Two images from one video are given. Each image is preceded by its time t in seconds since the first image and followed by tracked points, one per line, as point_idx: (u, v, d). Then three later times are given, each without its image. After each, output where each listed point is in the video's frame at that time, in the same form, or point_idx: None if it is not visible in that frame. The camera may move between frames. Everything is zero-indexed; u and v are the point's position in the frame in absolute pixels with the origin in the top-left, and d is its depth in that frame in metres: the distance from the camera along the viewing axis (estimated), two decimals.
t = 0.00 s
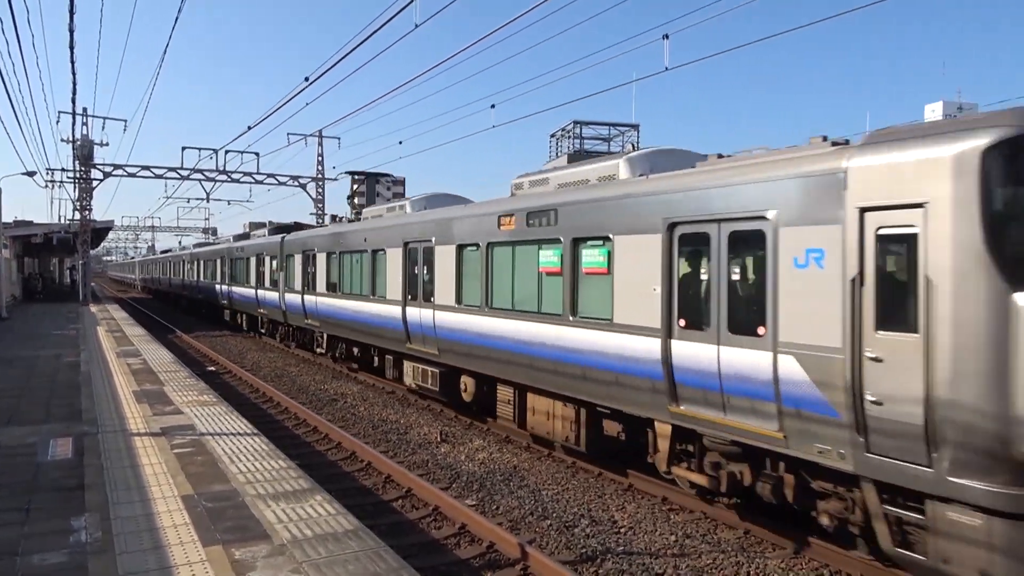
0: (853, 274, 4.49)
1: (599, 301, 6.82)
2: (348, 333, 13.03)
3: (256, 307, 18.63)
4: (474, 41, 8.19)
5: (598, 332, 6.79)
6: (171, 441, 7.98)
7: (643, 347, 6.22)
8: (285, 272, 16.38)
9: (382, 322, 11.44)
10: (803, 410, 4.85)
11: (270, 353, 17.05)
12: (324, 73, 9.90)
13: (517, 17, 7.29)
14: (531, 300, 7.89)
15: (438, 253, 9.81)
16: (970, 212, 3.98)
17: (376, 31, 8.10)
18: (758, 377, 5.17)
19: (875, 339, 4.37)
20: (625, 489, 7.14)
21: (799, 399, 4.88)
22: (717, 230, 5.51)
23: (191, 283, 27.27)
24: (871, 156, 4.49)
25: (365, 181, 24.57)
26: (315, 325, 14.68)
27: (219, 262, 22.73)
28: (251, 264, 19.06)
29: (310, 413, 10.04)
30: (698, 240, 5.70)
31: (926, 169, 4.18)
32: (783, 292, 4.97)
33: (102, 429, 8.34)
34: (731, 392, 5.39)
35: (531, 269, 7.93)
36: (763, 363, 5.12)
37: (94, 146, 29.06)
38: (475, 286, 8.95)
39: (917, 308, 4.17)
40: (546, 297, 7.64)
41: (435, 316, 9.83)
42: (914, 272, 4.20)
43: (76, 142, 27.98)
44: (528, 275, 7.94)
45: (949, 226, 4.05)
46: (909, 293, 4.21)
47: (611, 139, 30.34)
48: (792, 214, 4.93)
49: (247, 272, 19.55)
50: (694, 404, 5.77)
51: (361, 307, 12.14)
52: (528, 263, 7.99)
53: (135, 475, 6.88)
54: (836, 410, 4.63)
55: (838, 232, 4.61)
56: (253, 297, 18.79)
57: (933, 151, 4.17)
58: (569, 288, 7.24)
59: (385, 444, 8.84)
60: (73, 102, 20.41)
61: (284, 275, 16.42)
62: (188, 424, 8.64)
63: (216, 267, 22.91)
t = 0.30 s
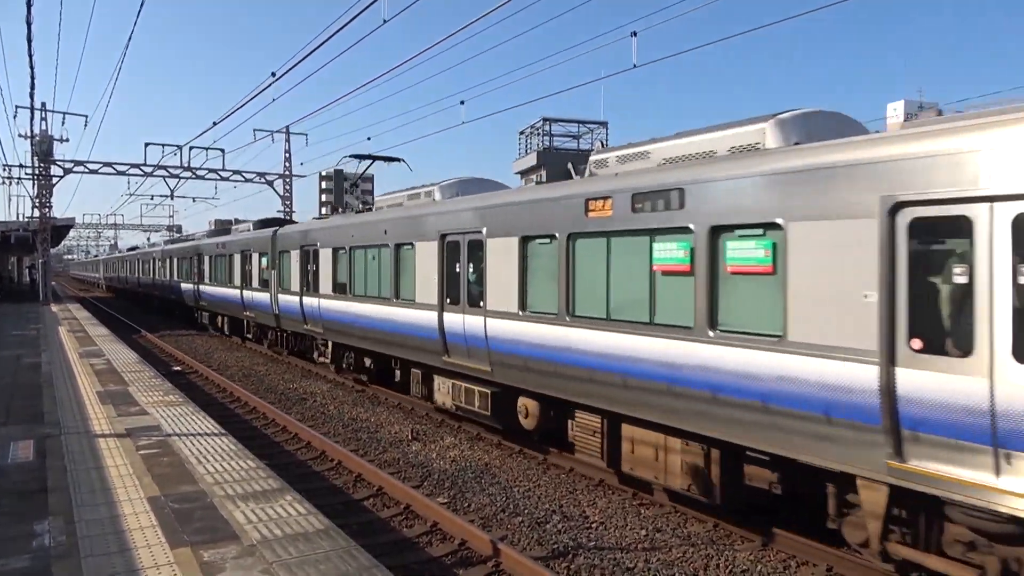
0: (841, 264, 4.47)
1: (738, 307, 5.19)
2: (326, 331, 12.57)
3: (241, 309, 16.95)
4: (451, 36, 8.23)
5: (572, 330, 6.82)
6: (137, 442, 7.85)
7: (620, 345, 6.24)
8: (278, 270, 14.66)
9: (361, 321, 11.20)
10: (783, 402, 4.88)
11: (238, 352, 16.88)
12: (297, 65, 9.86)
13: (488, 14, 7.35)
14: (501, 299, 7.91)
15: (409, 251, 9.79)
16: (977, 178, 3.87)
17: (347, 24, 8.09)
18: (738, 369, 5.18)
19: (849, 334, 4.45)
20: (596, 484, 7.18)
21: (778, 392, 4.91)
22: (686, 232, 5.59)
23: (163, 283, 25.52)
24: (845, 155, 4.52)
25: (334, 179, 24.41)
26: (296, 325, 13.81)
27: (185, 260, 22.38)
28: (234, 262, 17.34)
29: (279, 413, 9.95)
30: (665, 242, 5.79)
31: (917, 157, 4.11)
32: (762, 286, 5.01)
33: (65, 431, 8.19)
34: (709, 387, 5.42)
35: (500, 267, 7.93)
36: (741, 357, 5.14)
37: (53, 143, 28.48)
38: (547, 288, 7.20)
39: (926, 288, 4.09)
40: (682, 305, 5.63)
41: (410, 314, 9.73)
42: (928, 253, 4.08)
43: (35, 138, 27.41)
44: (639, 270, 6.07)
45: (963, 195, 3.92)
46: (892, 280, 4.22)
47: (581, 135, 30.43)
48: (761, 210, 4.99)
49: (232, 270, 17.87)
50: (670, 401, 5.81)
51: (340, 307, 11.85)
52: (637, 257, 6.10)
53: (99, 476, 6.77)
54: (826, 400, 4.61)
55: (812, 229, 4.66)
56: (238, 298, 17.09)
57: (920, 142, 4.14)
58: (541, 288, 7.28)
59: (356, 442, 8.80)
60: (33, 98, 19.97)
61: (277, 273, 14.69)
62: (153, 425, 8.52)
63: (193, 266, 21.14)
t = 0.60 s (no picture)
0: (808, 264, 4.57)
1: (926, 328, 4.04)
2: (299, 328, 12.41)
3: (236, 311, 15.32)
4: (426, 32, 8.21)
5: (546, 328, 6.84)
6: (106, 441, 7.74)
7: (594, 342, 6.28)
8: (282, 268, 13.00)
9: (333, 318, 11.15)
10: (756, 399, 4.94)
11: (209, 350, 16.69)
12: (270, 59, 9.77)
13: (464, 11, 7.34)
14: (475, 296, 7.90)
15: (383, 248, 9.76)
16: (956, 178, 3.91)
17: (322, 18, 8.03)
18: (710, 364, 5.24)
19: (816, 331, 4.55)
20: (570, 481, 7.23)
21: (752, 388, 4.96)
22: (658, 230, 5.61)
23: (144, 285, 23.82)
24: (820, 152, 4.56)
25: (307, 175, 24.21)
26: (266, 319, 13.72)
27: (154, 257, 22.05)
28: (229, 258, 15.70)
29: (251, 411, 9.88)
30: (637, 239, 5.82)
31: (897, 158, 4.15)
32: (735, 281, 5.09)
33: (32, 430, 8.05)
34: (683, 383, 5.47)
35: (472, 264, 7.93)
36: (715, 352, 5.20)
37: (18, 136, 27.90)
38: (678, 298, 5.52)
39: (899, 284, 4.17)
40: (756, 308, 4.95)
41: (384, 310, 9.70)
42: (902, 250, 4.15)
43: None
44: (853, 267, 4.39)
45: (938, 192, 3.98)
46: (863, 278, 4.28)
47: (555, 133, 30.50)
48: (730, 208, 5.07)
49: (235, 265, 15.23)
50: (641, 397, 5.87)
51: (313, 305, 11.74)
52: (855, 249, 4.37)
53: (67, 476, 6.67)
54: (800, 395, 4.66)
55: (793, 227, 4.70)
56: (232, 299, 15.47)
57: (899, 140, 4.17)
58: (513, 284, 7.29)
59: (329, 440, 8.76)
60: None
61: (282, 271, 13.01)
62: (123, 424, 8.41)
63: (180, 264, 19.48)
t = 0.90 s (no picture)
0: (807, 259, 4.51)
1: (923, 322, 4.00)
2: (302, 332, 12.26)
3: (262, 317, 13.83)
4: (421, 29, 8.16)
5: (542, 326, 6.80)
6: (102, 441, 7.68)
7: (590, 340, 6.23)
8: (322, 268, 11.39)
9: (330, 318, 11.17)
10: (754, 396, 4.90)
11: (207, 349, 16.62)
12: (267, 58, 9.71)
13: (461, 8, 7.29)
14: (471, 293, 7.86)
15: (380, 246, 9.72)
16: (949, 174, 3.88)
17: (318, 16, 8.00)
18: (707, 362, 5.20)
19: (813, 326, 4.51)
20: (569, 478, 7.19)
21: (749, 385, 4.92)
22: (654, 228, 5.58)
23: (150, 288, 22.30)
24: (815, 150, 4.52)
25: (304, 173, 24.12)
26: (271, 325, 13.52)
27: (152, 255, 21.96)
28: (243, 256, 14.71)
29: (249, 410, 9.82)
30: (632, 238, 5.79)
31: (893, 154, 4.12)
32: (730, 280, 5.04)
33: (28, 430, 7.99)
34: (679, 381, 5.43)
35: (469, 262, 7.90)
36: (711, 349, 5.16)
37: (13, 135, 27.79)
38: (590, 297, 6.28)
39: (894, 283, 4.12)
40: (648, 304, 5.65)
41: (382, 310, 9.65)
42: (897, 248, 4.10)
43: None
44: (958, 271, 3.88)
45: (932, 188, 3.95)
46: (858, 271, 4.26)
47: (553, 130, 30.40)
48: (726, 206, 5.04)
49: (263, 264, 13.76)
50: (639, 394, 5.84)
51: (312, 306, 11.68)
52: (1002, 249, 3.71)
53: (64, 476, 6.62)
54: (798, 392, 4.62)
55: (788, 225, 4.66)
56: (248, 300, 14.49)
57: (892, 138, 4.14)
58: (511, 281, 7.26)
59: (328, 439, 8.71)
60: None
61: (323, 271, 11.38)
62: (120, 423, 8.35)
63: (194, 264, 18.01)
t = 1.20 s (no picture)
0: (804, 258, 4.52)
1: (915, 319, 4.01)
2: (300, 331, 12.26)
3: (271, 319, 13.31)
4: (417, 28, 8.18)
5: (540, 324, 6.80)
6: (100, 440, 7.69)
7: (589, 338, 6.23)
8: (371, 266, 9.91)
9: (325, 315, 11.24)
10: (753, 394, 4.91)
11: (204, 347, 16.64)
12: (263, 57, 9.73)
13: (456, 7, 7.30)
14: (468, 292, 7.88)
15: (376, 245, 9.73)
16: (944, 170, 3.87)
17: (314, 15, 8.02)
18: (703, 360, 5.22)
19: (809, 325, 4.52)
20: (567, 476, 7.20)
21: (748, 383, 4.93)
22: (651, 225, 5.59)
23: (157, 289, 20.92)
24: (812, 147, 4.52)
25: (301, 172, 24.13)
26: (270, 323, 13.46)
27: (149, 254, 21.90)
28: (240, 255, 14.74)
29: (246, 409, 9.83)
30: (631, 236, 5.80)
31: (890, 151, 4.10)
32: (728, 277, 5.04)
33: (25, 430, 7.99)
34: (678, 378, 5.43)
35: (464, 260, 7.92)
36: (708, 348, 5.18)
37: (10, 134, 27.77)
38: (801, 305, 4.60)
39: (889, 279, 4.10)
40: (807, 310, 4.57)
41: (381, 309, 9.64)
42: (892, 245, 4.09)
43: None
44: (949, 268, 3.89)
45: (928, 185, 3.94)
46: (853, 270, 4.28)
47: (551, 129, 30.33)
48: (723, 203, 5.04)
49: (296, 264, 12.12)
50: (635, 392, 5.85)
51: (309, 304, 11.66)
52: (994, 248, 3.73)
53: (62, 476, 6.63)
54: (797, 390, 4.62)
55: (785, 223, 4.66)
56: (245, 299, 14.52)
57: (889, 135, 4.12)
58: (507, 280, 7.26)
59: (326, 438, 8.72)
60: None
61: (355, 271, 10.30)
62: (117, 423, 8.36)
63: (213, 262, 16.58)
